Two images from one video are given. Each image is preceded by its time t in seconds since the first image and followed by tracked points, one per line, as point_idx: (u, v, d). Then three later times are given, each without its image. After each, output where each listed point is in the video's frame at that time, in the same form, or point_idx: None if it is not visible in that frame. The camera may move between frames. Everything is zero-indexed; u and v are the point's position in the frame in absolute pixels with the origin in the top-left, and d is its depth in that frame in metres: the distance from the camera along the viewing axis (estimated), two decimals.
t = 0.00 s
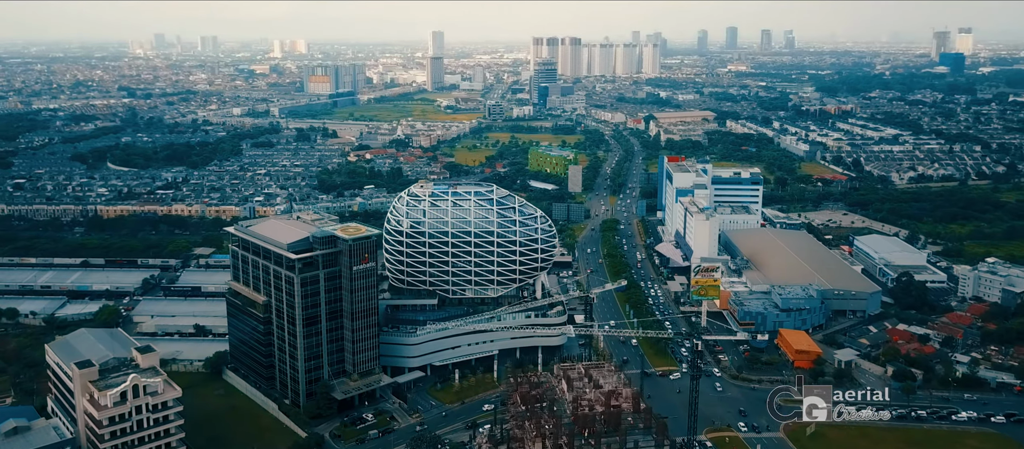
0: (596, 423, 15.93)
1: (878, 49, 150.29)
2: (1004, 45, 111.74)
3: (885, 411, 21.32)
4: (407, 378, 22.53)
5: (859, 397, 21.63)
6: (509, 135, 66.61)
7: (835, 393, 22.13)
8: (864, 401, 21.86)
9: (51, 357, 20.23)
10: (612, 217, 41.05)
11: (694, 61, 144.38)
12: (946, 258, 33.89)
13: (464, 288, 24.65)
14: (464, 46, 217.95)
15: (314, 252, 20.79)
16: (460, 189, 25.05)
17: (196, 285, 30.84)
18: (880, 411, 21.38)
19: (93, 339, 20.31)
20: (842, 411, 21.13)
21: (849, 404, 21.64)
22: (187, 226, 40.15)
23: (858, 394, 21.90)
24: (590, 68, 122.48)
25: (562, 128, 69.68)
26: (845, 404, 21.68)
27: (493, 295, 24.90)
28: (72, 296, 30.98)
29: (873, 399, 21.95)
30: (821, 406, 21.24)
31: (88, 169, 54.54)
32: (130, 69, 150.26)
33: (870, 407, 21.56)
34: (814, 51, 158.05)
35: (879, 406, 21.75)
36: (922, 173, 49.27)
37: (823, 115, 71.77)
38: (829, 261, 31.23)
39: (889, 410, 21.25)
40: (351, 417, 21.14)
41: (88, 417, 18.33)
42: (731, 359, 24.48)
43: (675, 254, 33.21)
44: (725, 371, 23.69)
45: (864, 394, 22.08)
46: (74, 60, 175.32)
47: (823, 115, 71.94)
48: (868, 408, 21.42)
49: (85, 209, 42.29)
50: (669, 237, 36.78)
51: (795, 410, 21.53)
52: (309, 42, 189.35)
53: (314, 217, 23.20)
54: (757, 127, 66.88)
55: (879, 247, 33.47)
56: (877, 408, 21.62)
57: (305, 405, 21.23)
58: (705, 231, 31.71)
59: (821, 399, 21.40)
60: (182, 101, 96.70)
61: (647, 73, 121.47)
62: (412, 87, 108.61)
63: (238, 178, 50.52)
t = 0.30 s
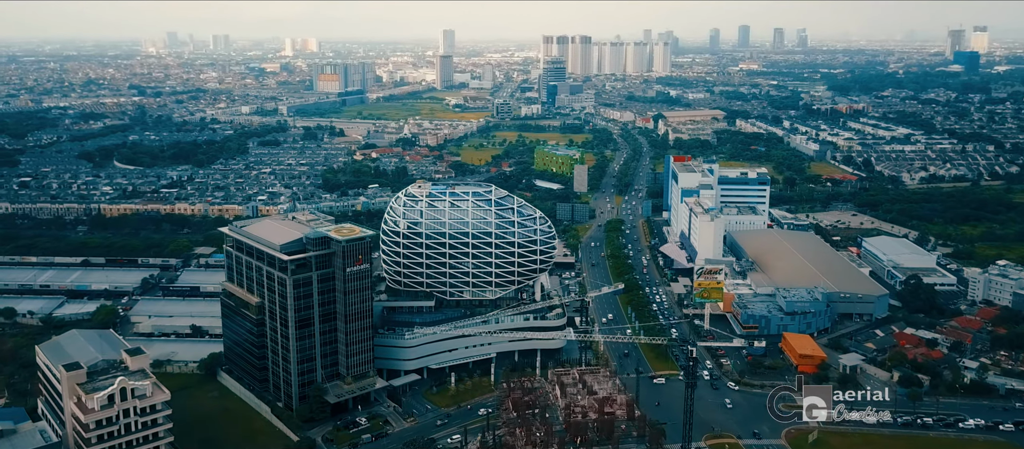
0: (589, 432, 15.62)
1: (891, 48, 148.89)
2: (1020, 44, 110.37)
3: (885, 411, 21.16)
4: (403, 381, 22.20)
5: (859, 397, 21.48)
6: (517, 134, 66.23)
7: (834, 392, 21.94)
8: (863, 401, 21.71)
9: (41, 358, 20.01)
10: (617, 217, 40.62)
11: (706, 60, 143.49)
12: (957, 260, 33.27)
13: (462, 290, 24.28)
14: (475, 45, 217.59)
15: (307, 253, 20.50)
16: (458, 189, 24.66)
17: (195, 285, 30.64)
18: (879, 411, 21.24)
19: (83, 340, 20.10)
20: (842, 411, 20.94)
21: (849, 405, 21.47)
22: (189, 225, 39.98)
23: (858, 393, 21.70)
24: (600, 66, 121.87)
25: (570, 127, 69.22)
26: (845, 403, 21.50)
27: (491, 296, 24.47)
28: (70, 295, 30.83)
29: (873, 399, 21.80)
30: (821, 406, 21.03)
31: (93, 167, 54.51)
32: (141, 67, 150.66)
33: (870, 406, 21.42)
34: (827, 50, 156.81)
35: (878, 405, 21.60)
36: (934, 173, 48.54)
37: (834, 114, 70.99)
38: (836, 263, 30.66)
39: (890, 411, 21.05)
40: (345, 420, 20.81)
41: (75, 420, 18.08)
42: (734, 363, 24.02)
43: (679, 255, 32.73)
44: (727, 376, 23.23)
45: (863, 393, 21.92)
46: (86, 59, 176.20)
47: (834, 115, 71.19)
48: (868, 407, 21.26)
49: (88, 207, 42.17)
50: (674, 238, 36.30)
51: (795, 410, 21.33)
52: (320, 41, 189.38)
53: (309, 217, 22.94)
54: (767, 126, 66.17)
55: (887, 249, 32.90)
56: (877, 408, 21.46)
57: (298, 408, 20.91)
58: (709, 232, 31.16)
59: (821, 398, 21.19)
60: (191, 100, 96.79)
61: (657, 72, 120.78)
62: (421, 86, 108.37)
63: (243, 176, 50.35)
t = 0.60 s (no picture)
0: (581, 438, 15.21)
1: (906, 47, 147.42)
2: None
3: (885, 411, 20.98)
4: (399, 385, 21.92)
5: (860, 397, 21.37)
6: (524, 133, 65.82)
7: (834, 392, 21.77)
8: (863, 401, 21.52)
9: (31, 360, 19.77)
10: (623, 217, 40.15)
11: (718, 58, 142.54)
12: (968, 263, 32.62)
13: (460, 292, 23.89)
14: (487, 44, 217.28)
15: (300, 255, 20.18)
16: (457, 189, 24.24)
17: (195, 286, 30.44)
18: (879, 411, 21.07)
19: (71, 342, 19.82)
20: (843, 410, 20.78)
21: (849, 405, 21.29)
22: (192, 224, 39.83)
23: (857, 394, 21.57)
24: (611, 65, 121.23)
25: (579, 126, 68.75)
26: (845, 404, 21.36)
27: (489, 299, 24.06)
28: (70, 294, 30.68)
29: (874, 398, 21.64)
30: (821, 406, 20.84)
31: (100, 165, 54.50)
32: (154, 66, 151.09)
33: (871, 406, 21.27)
34: (841, 48, 155.39)
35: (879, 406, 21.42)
36: (947, 173, 47.79)
37: (846, 114, 70.16)
38: (844, 265, 30.05)
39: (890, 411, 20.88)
40: (338, 424, 20.47)
41: (63, 423, 17.82)
42: (736, 367, 23.53)
43: (684, 257, 32.26)
44: (729, 380, 22.75)
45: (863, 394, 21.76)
46: (100, 58, 177.08)
47: (846, 114, 70.40)
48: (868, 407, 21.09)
49: (92, 206, 42.06)
50: (679, 239, 35.81)
51: (794, 410, 21.15)
52: (332, 40, 189.47)
53: (305, 217, 22.63)
54: (778, 125, 65.47)
55: (897, 251, 32.29)
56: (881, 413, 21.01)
57: (290, 412, 20.60)
58: (715, 233, 30.64)
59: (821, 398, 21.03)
60: (201, 98, 96.90)
61: (669, 71, 119.99)
62: (431, 85, 108.10)
63: (248, 176, 50.21)
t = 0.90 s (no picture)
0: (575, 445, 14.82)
1: (923, 46, 145.74)
2: None
3: (886, 411, 20.65)
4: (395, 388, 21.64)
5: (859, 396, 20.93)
6: (534, 133, 65.43)
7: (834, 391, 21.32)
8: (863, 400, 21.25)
9: (23, 360, 19.57)
10: (630, 218, 39.68)
11: (733, 57, 141.56)
12: (982, 266, 31.94)
13: (459, 294, 23.53)
14: (501, 43, 216.91)
15: (295, 256, 19.88)
16: (457, 189, 23.79)
17: (196, 285, 30.27)
18: (880, 411, 20.72)
19: (66, 341, 19.65)
20: (843, 411, 20.38)
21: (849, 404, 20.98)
22: (197, 224, 39.69)
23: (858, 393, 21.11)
24: (624, 64, 120.58)
25: (589, 125, 68.27)
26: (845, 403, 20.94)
27: (489, 301, 23.67)
28: (71, 294, 30.55)
29: (873, 398, 21.27)
30: (821, 406, 20.49)
31: (109, 164, 54.54)
32: (168, 65, 151.81)
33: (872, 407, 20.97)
34: (857, 47, 153.77)
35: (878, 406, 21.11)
36: (962, 174, 46.98)
37: (861, 114, 69.31)
38: (854, 268, 29.48)
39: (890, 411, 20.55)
40: (333, 428, 20.11)
41: (51, 425, 17.58)
42: (741, 371, 23.03)
43: (692, 258, 31.76)
44: (733, 385, 22.23)
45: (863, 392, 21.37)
46: (116, 56, 178.06)
47: (860, 114, 69.54)
48: (868, 407, 20.72)
49: (98, 204, 42.03)
50: (687, 240, 35.31)
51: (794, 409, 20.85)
52: (345, 38, 189.59)
53: (302, 217, 22.34)
54: (790, 125, 64.74)
55: (908, 253, 31.68)
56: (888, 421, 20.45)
57: (285, 415, 20.27)
58: (722, 235, 30.12)
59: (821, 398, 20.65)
60: (213, 97, 97.12)
61: (682, 70, 119.17)
62: (443, 84, 107.85)
63: (256, 174, 50.07)
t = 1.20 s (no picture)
0: None
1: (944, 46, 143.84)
2: None
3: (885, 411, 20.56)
4: (394, 392, 21.33)
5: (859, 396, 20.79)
6: (547, 133, 65.02)
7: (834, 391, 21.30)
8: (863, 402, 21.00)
9: (17, 361, 19.36)
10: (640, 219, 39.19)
11: (750, 57, 140.34)
12: (999, 271, 31.20)
13: (461, 296, 23.14)
14: (517, 43, 216.53)
15: (291, 257, 19.51)
16: (459, 190, 23.32)
17: (199, 285, 30.09)
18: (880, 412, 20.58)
19: (62, 342, 19.48)
20: (843, 411, 20.35)
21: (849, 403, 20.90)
22: (205, 223, 39.60)
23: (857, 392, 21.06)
24: (640, 64, 119.81)
25: (602, 126, 67.77)
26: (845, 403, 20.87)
27: (491, 304, 23.26)
28: (75, 293, 30.47)
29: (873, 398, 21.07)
30: (821, 406, 20.50)
31: (121, 162, 54.65)
32: (186, 64, 152.54)
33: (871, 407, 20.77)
34: (877, 47, 151.96)
35: (879, 406, 20.93)
36: (981, 177, 46.08)
37: (878, 114, 68.34)
38: (868, 272, 28.81)
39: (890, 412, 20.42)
40: (330, 432, 19.76)
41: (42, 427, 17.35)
42: (749, 377, 22.51)
43: (701, 261, 31.25)
44: (739, 392, 21.71)
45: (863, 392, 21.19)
46: (135, 56, 179.24)
47: (878, 115, 68.57)
48: (868, 407, 20.65)
49: (107, 203, 42.02)
50: (697, 242, 34.79)
51: (793, 409, 20.81)
52: (362, 38, 189.77)
53: (301, 218, 22.02)
54: (806, 126, 63.92)
55: (923, 257, 31.00)
56: (898, 431, 19.88)
57: (281, 419, 19.96)
58: (732, 237, 29.53)
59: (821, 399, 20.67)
60: (228, 96, 97.35)
61: (698, 70, 118.20)
62: (458, 84, 107.56)
63: (265, 174, 49.96)
